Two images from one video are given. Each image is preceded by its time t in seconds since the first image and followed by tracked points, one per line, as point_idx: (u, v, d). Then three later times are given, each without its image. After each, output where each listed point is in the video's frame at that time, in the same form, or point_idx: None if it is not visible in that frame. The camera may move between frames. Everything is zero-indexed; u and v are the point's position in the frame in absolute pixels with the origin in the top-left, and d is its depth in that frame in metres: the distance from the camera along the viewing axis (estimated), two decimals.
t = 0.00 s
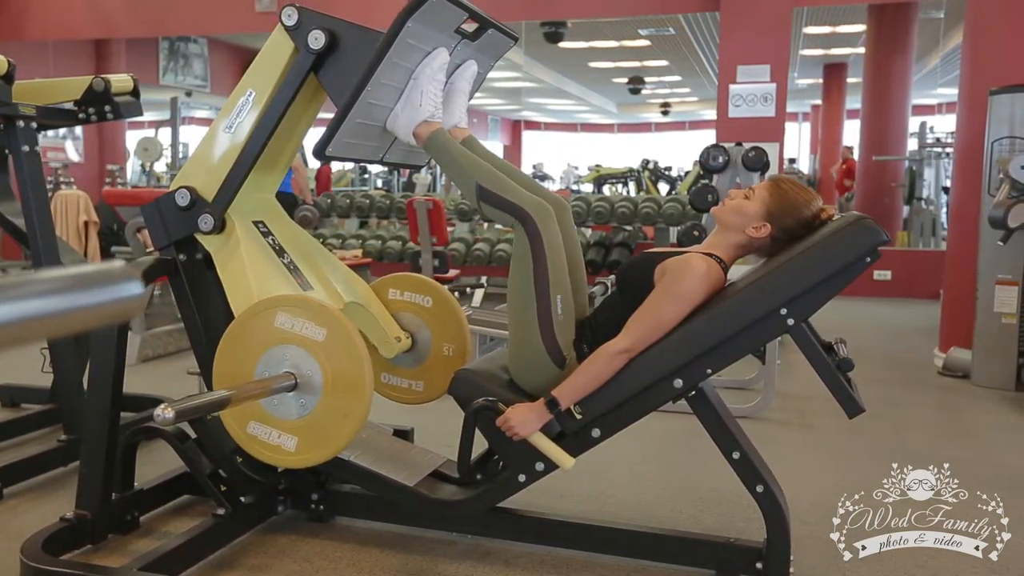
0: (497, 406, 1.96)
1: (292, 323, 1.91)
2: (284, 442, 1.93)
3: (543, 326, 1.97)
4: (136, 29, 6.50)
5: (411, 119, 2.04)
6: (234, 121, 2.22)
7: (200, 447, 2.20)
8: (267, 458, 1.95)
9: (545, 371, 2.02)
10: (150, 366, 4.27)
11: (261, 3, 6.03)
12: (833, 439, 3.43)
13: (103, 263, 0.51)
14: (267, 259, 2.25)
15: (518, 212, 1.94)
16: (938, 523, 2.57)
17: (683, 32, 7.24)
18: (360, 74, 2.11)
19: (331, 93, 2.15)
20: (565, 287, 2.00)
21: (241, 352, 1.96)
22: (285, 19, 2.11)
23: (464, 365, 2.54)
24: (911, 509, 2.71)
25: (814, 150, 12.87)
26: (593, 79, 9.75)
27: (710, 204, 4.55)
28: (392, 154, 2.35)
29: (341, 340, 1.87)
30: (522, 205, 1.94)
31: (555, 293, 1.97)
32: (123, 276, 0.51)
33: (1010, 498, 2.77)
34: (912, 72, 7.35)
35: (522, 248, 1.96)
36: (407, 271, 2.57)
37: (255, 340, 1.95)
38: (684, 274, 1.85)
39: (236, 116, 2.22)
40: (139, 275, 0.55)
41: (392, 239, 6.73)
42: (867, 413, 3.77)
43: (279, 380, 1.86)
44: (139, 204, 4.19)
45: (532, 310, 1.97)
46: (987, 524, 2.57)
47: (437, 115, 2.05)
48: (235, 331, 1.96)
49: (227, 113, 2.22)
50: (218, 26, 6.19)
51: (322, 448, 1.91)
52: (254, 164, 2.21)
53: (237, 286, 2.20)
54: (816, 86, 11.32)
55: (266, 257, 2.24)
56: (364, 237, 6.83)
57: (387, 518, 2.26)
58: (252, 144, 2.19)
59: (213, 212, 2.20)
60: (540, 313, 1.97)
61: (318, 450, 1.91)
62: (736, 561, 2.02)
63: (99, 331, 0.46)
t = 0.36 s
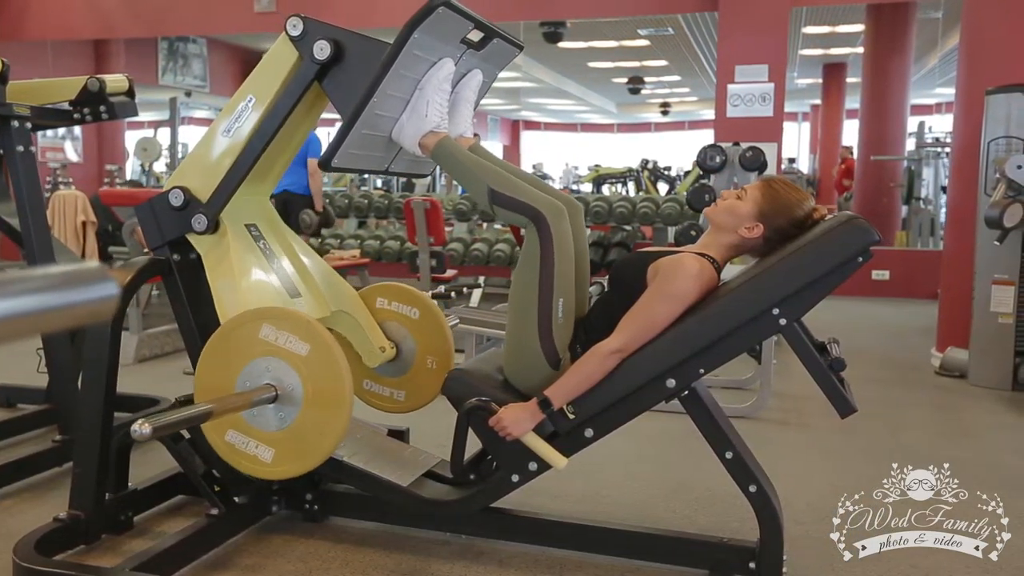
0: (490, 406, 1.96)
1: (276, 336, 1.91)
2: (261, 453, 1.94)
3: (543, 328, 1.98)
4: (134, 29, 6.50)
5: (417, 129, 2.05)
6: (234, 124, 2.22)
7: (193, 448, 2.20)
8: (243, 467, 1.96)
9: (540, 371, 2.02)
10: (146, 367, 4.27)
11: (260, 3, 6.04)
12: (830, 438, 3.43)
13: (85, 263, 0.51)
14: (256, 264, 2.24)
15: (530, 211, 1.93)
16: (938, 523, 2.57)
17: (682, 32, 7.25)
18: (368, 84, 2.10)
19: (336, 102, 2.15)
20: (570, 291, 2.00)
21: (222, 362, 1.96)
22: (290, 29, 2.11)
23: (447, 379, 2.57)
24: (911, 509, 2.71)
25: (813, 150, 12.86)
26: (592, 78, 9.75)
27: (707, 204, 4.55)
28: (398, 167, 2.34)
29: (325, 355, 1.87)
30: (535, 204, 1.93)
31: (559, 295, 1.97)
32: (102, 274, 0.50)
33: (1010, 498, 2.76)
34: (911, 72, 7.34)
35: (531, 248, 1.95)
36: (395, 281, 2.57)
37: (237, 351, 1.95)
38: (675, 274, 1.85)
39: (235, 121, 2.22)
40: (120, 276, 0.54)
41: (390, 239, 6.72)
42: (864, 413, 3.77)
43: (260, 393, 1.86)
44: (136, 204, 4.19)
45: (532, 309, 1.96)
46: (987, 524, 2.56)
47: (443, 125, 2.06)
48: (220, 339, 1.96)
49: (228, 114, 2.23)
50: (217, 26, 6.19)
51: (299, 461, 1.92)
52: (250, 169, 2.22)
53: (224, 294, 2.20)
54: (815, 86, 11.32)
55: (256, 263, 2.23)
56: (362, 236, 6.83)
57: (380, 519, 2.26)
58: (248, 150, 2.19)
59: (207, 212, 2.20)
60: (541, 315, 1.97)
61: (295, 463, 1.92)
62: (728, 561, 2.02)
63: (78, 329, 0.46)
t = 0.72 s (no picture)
0: (482, 404, 1.96)
1: (257, 349, 1.94)
2: (235, 462, 1.96)
3: (540, 327, 1.98)
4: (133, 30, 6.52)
5: (423, 141, 2.04)
6: (232, 128, 2.21)
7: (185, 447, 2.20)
8: (215, 474, 1.98)
9: (533, 369, 2.02)
10: (144, 366, 4.28)
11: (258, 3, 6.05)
12: (827, 437, 3.43)
13: (55, 261, 0.51)
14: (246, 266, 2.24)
15: (541, 214, 1.92)
16: (938, 523, 2.56)
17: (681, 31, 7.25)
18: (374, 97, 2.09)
19: (340, 114, 2.14)
20: (572, 294, 2.00)
21: (200, 371, 1.98)
22: (296, 41, 2.11)
23: (427, 392, 2.57)
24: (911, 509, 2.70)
25: (813, 148, 12.86)
26: (592, 77, 9.75)
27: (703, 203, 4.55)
28: (405, 179, 2.31)
29: (304, 370, 1.90)
30: (548, 207, 1.92)
31: (560, 297, 1.97)
32: (69, 273, 0.50)
33: (1011, 498, 2.75)
34: (909, 71, 7.33)
35: (538, 251, 1.95)
36: (381, 290, 2.56)
37: (217, 361, 1.97)
38: (667, 273, 1.85)
39: (232, 126, 2.21)
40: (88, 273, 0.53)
41: (388, 239, 6.73)
42: (860, 412, 3.77)
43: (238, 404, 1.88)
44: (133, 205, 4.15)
45: (534, 307, 1.97)
46: (987, 524, 2.55)
47: (449, 137, 2.04)
48: (200, 348, 1.98)
49: (230, 115, 2.21)
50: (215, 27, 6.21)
51: (271, 473, 1.94)
52: (245, 175, 2.21)
53: (210, 299, 2.21)
54: (815, 85, 11.32)
55: (245, 265, 2.23)
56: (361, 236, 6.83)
57: (374, 517, 2.26)
58: (244, 157, 2.19)
59: (200, 212, 2.20)
60: (541, 317, 1.98)
61: (267, 475, 1.95)
62: (718, 559, 2.02)
63: (53, 327, 0.46)
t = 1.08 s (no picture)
0: (476, 404, 1.96)
1: (240, 359, 1.94)
2: (212, 469, 1.97)
3: (537, 331, 1.98)
4: (132, 30, 6.53)
5: (428, 154, 2.04)
6: (230, 134, 2.20)
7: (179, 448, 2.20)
8: (191, 480, 1.99)
9: (527, 369, 2.02)
10: (143, 366, 4.29)
11: (257, 3, 6.06)
12: (824, 437, 3.42)
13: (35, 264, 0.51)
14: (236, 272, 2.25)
15: (550, 217, 1.93)
16: (938, 523, 2.55)
17: (680, 31, 7.26)
18: (379, 110, 2.08)
19: (344, 126, 2.13)
20: (573, 298, 1.99)
21: (181, 377, 1.98)
22: (299, 53, 2.09)
23: (408, 403, 2.60)
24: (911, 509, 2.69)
25: (812, 147, 12.86)
26: (592, 76, 9.76)
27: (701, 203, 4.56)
28: (410, 190, 2.29)
29: (285, 383, 1.90)
30: (556, 210, 1.92)
31: (561, 300, 1.97)
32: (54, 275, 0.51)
33: (1010, 498, 2.74)
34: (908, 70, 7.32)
35: (545, 254, 1.96)
36: (370, 300, 2.58)
37: (199, 368, 1.97)
38: (661, 272, 1.85)
39: (230, 132, 2.20)
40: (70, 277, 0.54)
41: (387, 239, 6.74)
42: (858, 411, 3.77)
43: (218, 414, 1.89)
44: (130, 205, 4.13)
45: (532, 310, 1.98)
46: (987, 524, 2.54)
47: (454, 149, 2.05)
48: (182, 355, 1.98)
49: (234, 115, 2.20)
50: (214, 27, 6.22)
51: (246, 482, 1.95)
52: (243, 179, 2.21)
53: (198, 306, 2.19)
54: (814, 84, 11.33)
55: (235, 269, 2.24)
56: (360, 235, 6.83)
57: (368, 517, 2.26)
58: (241, 163, 2.18)
59: (195, 213, 2.20)
60: (539, 319, 1.97)
61: (242, 483, 1.96)
62: (713, 558, 2.02)
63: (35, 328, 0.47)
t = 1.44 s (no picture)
0: (470, 401, 1.97)
1: (225, 364, 1.94)
2: (194, 471, 1.97)
3: (532, 331, 1.98)
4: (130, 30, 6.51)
5: (428, 161, 2.03)
6: (227, 137, 2.20)
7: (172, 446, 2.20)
8: (173, 481, 2.00)
9: (522, 366, 2.02)
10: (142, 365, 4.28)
11: (255, 1, 6.05)
12: (822, 434, 3.41)
13: (8, 263, 0.61)
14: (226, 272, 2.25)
15: (552, 218, 1.92)
16: (938, 523, 2.53)
17: (679, 28, 7.24)
18: (378, 117, 2.08)
19: (344, 133, 2.13)
20: (571, 299, 1.98)
21: (166, 378, 1.98)
22: (299, 61, 2.09)
23: (393, 407, 2.60)
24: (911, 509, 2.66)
25: (814, 143, 12.83)
26: (592, 74, 9.74)
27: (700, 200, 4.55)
28: (410, 197, 2.28)
29: (270, 388, 1.91)
30: (558, 211, 1.92)
31: (558, 301, 1.96)
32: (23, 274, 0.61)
33: (1010, 497, 2.72)
34: (907, 66, 7.29)
35: (546, 254, 1.96)
36: (360, 304, 2.59)
37: (184, 371, 1.97)
38: (654, 269, 1.85)
39: (227, 134, 2.20)
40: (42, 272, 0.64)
41: (386, 237, 6.73)
42: (857, 409, 3.75)
43: (202, 418, 1.89)
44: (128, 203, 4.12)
45: (529, 310, 1.98)
46: (987, 523, 2.52)
47: (455, 157, 2.04)
48: (168, 357, 1.98)
49: (234, 116, 2.20)
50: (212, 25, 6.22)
51: (228, 486, 1.96)
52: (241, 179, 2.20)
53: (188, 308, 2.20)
54: (815, 80, 11.29)
55: (227, 270, 2.25)
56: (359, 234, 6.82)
57: (363, 514, 2.26)
58: (238, 165, 2.18)
59: (188, 212, 2.20)
60: (535, 318, 1.97)
61: (224, 487, 1.97)
62: (707, 555, 2.02)
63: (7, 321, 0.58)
